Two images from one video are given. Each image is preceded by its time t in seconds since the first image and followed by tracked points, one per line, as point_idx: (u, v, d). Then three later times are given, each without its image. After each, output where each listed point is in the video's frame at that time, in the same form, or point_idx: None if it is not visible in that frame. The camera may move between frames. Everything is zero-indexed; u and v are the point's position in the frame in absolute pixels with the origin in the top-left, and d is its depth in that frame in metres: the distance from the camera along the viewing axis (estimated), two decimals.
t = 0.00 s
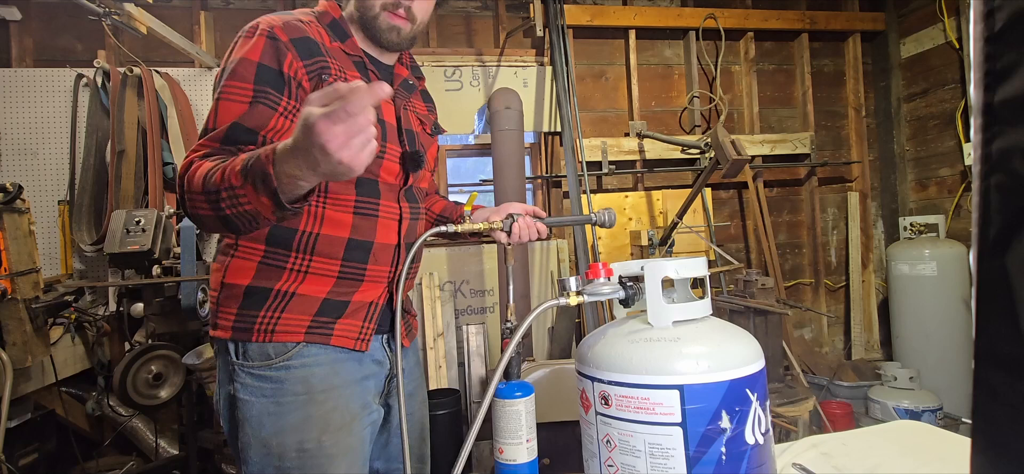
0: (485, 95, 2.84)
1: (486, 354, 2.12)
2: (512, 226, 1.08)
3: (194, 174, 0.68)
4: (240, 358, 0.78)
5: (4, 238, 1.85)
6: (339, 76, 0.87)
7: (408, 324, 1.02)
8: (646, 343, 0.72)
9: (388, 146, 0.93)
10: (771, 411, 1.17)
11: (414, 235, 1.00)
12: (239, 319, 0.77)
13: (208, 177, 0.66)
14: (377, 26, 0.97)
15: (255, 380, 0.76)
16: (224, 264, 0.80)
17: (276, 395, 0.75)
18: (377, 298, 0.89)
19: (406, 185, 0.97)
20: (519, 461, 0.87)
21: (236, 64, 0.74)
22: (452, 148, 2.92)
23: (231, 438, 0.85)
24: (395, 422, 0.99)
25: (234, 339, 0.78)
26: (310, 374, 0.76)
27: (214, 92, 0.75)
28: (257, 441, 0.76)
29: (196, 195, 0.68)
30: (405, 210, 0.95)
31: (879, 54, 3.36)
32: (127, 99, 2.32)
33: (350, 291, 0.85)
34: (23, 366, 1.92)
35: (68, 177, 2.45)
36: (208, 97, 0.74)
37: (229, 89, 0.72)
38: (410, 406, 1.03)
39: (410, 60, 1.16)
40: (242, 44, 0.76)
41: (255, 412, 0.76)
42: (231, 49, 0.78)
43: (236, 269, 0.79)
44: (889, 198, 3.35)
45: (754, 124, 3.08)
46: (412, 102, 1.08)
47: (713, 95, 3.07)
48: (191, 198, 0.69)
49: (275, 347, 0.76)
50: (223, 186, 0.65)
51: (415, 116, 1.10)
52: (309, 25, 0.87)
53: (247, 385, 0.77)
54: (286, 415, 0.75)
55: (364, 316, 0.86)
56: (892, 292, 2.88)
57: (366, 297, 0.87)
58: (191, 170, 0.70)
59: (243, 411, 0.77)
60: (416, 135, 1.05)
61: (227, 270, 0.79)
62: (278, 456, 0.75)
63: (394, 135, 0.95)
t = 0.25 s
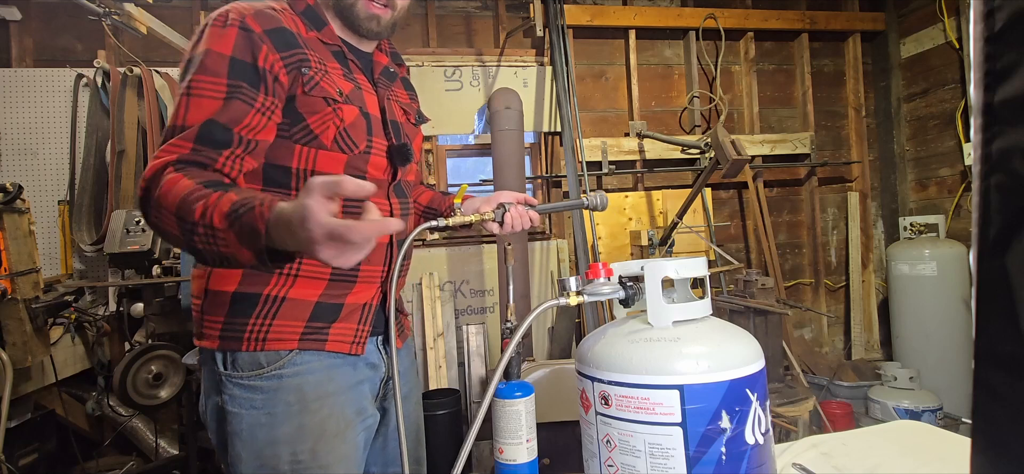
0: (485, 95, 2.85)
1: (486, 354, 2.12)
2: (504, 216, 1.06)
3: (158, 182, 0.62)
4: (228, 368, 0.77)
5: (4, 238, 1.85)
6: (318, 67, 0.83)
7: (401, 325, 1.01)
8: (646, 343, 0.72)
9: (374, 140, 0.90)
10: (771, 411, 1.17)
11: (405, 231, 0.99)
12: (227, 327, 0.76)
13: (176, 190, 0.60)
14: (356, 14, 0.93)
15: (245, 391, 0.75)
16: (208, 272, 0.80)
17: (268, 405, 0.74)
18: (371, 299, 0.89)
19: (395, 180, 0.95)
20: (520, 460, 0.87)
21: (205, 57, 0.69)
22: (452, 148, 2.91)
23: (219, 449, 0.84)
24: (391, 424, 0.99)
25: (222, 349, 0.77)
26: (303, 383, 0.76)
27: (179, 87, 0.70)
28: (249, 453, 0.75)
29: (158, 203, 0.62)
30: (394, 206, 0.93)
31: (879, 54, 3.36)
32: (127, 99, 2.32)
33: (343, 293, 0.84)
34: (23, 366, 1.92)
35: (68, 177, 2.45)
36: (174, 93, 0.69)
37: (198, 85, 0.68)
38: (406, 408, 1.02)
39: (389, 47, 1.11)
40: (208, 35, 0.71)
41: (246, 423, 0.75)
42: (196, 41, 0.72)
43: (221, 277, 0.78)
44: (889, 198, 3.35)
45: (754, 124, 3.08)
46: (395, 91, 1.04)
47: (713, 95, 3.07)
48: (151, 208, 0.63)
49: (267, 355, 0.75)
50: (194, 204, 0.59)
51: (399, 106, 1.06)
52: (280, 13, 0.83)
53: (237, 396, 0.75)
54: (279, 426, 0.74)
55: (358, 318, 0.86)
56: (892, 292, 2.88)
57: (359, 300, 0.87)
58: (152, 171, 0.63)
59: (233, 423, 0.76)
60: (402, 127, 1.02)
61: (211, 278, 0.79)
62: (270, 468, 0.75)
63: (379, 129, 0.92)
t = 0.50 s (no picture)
0: (485, 95, 2.85)
1: (486, 354, 2.12)
2: (496, 211, 1.05)
3: (130, 205, 0.65)
4: (208, 378, 0.76)
5: (4, 238, 1.85)
6: (291, 64, 0.81)
7: (391, 328, 1.01)
8: (646, 343, 0.72)
9: (355, 139, 0.88)
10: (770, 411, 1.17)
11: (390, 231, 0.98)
12: (206, 339, 0.76)
13: (162, 221, 0.65)
14: (339, 10, 0.90)
15: (227, 402, 0.75)
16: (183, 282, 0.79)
17: (252, 417, 0.74)
18: (358, 305, 0.89)
19: (378, 180, 0.93)
20: (520, 461, 0.87)
21: (162, 65, 0.70)
22: (451, 148, 2.88)
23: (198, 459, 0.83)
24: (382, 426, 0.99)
25: (200, 360, 0.76)
26: (288, 393, 0.76)
27: (134, 94, 0.71)
28: (233, 465, 0.75)
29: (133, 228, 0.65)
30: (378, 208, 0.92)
31: (879, 54, 3.36)
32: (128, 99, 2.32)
33: (328, 301, 0.84)
34: (23, 366, 1.92)
35: (68, 177, 2.45)
36: (128, 102, 0.70)
37: (157, 94, 0.69)
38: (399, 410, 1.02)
39: (370, 36, 1.09)
40: (166, 37, 0.71)
41: (228, 435, 0.75)
42: (155, 43, 0.73)
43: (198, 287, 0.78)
44: (889, 198, 3.35)
45: (755, 124, 3.08)
46: (376, 82, 1.02)
47: (713, 95, 3.07)
48: (121, 230, 0.66)
49: (250, 366, 0.75)
50: (186, 234, 0.65)
51: (381, 98, 1.04)
52: (251, 7, 0.82)
53: (218, 407, 0.75)
54: (263, 437, 0.75)
55: (345, 326, 0.85)
56: (892, 292, 2.88)
57: (345, 306, 0.86)
58: (116, 192, 0.66)
59: (214, 436, 0.75)
60: (385, 123, 1.00)
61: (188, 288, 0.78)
62: None
63: (360, 127, 0.89)
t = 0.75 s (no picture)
0: (485, 95, 2.85)
1: (486, 354, 2.12)
2: (498, 202, 1.04)
3: (150, 205, 0.66)
4: (205, 378, 0.77)
5: (4, 238, 1.85)
6: (280, 60, 0.81)
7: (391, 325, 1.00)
8: (646, 343, 0.72)
9: (350, 136, 0.87)
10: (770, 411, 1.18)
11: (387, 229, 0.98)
12: (203, 339, 0.76)
13: (189, 218, 0.67)
14: (346, 10, 0.93)
15: (222, 402, 0.75)
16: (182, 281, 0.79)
17: (246, 418, 0.75)
18: (354, 304, 0.87)
19: (375, 178, 0.92)
20: (520, 460, 0.87)
21: (153, 65, 0.70)
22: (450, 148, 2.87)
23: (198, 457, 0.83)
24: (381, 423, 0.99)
25: (199, 362, 0.77)
26: (281, 395, 0.76)
27: (130, 94, 0.71)
28: (228, 466, 0.75)
29: (154, 228, 0.66)
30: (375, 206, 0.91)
31: (879, 54, 3.36)
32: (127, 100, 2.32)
33: (324, 301, 0.83)
34: (23, 366, 1.92)
35: (67, 177, 2.45)
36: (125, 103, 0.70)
37: (152, 93, 0.69)
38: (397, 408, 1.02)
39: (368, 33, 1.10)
40: (157, 37, 0.72)
41: (223, 436, 0.75)
42: (146, 44, 0.73)
43: (196, 286, 0.78)
44: (889, 198, 3.35)
45: (755, 124, 3.08)
46: (372, 77, 1.01)
47: (713, 95, 3.07)
48: (136, 232, 0.66)
49: (246, 367, 0.76)
50: (217, 227, 0.68)
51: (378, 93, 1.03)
52: (238, 4, 0.82)
53: (213, 407, 0.76)
54: (257, 439, 0.75)
55: (342, 325, 0.85)
56: (892, 292, 2.88)
57: (343, 306, 0.86)
58: (128, 195, 0.66)
59: (210, 436, 0.76)
60: (382, 118, 0.99)
61: (186, 286, 0.79)
62: None
63: (355, 124, 0.89)
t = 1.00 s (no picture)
0: (485, 95, 2.85)
1: (486, 354, 2.12)
2: (526, 190, 1.01)
3: (192, 195, 0.68)
4: (225, 368, 0.78)
5: (4, 238, 1.85)
6: (301, 63, 0.81)
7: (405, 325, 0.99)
8: (646, 343, 0.72)
9: (366, 135, 0.86)
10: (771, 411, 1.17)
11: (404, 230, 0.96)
12: (223, 331, 0.77)
13: (229, 204, 0.68)
14: (371, 15, 0.92)
15: (239, 392, 0.76)
16: (206, 274, 0.81)
17: (260, 409, 0.75)
18: (370, 301, 0.87)
19: (391, 178, 0.90)
20: (520, 460, 0.87)
21: (185, 69, 0.72)
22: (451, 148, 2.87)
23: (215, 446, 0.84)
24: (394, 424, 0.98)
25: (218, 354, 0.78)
26: (296, 387, 0.76)
27: (169, 99, 0.73)
28: (240, 456, 0.76)
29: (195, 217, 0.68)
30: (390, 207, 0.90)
31: (879, 54, 3.36)
32: (127, 100, 2.32)
33: (340, 297, 0.83)
34: (23, 366, 1.92)
35: (68, 177, 2.45)
36: (165, 108, 0.72)
37: (188, 94, 0.71)
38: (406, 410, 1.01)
39: (388, 40, 1.08)
40: (190, 44, 0.74)
41: (238, 425, 0.76)
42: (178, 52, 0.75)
43: (220, 279, 0.79)
44: (889, 198, 3.35)
45: (755, 124, 3.08)
46: (392, 81, 1.00)
47: (713, 95, 3.07)
48: (180, 222, 0.68)
49: (262, 359, 0.76)
50: (253, 211, 0.69)
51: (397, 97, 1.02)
52: (263, 11, 0.82)
53: (231, 397, 0.77)
54: (269, 430, 0.75)
55: (356, 322, 0.84)
56: (892, 292, 2.88)
57: (357, 302, 0.85)
58: (173, 189, 0.69)
59: (226, 425, 0.77)
60: (400, 120, 0.98)
61: (211, 279, 0.80)
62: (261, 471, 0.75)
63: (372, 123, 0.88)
